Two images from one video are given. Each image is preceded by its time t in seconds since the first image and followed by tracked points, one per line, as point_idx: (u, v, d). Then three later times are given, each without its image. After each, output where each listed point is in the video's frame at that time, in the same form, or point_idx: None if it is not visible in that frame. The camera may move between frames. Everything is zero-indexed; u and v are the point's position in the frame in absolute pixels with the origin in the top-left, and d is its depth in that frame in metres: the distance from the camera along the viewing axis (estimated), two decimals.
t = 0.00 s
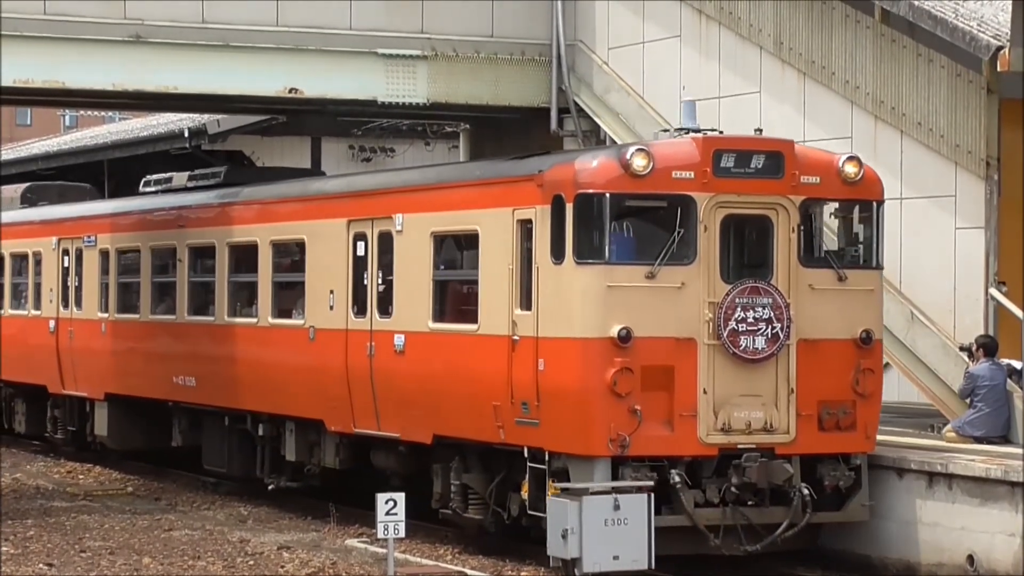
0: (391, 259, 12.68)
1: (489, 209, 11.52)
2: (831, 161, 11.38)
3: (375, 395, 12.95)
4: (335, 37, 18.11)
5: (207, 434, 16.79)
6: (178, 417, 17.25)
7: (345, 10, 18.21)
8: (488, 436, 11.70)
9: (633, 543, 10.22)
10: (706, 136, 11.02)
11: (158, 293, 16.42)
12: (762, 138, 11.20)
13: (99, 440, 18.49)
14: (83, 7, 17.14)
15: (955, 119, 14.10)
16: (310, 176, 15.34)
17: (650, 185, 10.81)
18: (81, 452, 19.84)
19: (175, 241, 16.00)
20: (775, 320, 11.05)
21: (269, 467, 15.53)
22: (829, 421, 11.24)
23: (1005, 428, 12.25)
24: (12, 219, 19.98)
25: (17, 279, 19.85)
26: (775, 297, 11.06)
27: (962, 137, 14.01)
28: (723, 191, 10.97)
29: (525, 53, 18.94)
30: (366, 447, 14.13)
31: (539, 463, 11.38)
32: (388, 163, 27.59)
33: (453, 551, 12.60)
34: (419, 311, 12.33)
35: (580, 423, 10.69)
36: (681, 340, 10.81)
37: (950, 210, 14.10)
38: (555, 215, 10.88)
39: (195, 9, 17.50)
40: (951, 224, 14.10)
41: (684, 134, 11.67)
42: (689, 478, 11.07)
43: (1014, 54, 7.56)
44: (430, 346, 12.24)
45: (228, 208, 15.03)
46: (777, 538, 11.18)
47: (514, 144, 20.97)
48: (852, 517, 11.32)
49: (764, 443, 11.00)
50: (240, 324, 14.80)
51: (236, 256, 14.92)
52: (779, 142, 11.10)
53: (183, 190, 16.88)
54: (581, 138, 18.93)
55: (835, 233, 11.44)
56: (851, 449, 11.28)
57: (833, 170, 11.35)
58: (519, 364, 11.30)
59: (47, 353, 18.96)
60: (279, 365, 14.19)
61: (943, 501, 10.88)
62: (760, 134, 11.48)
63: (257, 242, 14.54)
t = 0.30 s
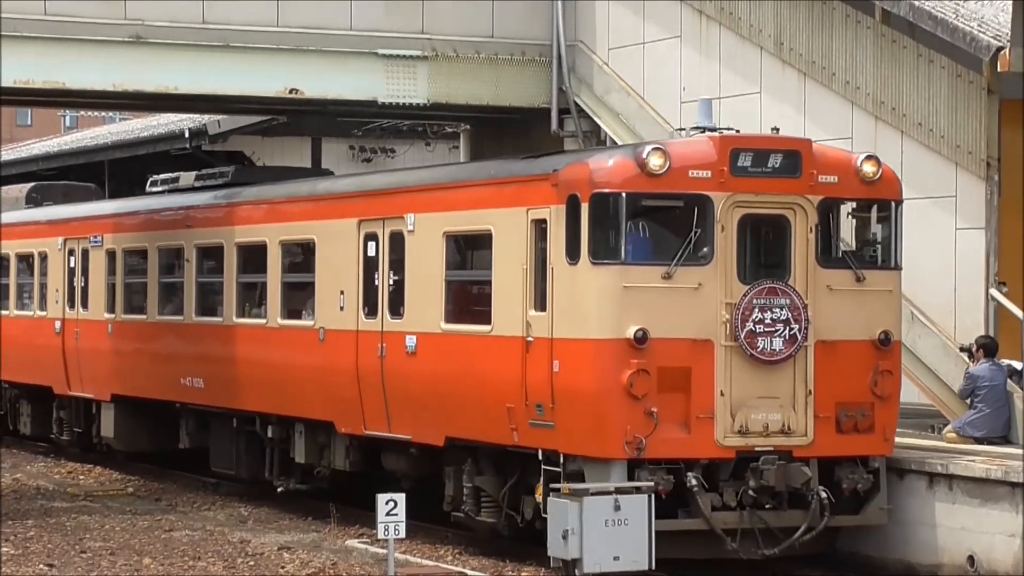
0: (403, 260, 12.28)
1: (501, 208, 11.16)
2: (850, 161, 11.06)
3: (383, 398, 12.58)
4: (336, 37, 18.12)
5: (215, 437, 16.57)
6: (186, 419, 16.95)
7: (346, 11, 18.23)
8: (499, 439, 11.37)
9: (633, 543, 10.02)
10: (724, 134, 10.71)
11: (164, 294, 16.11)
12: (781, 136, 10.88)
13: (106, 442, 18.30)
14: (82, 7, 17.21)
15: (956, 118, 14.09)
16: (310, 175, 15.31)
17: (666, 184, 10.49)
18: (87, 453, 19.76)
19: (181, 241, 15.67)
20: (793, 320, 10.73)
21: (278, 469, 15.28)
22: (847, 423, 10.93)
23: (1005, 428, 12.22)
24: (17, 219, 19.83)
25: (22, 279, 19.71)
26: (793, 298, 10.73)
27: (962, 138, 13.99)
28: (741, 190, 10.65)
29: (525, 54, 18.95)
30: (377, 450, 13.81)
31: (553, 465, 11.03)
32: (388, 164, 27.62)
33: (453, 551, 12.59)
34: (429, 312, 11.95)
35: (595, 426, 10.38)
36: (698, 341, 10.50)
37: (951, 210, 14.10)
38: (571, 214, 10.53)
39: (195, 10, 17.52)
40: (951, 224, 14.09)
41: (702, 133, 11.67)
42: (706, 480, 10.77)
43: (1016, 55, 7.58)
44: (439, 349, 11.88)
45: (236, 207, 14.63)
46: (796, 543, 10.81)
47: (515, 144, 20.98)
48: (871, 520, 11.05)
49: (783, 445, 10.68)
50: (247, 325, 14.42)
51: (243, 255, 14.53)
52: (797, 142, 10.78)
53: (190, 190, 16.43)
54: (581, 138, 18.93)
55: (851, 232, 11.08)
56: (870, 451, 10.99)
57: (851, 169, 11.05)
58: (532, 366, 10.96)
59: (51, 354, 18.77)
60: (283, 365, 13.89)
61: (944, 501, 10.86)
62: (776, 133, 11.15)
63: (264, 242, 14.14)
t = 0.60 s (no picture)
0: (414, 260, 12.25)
1: (516, 207, 11.14)
2: (868, 159, 11.01)
3: (395, 399, 12.56)
4: (337, 37, 18.18)
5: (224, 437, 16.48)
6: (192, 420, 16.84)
7: (346, 11, 18.27)
8: (513, 441, 11.33)
9: (633, 543, 9.97)
10: (741, 133, 10.68)
11: (172, 293, 16.03)
12: (799, 134, 10.84)
13: (111, 442, 18.22)
14: (83, 7, 17.29)
15: (955, 119, 14.09)
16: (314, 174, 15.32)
17: (682, 182, 10.47)
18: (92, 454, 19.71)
19: (189, 240, 15.60)
20: (811, 321, 10.68)
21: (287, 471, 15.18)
22: (865, 424, 10.84)
23: (1005, 428, 12.21)
24: (23, 219, 19.79)
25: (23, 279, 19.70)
26: (811, 297, 10.68)
27: (962, 138, 14.00)
28: (759, 189, 10.62)
29: (525, 53, 18.96)
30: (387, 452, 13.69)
31: (569, 467, 10.98)
32: (388, 164, 27.67)
33: (453, 551, 12.59)
34: (442, 312, 11.92)
35: (611, 428, 10.35)
36: (715, 341, 10.46)
37: (951, 210, 14.10)
38: (586, 214, 10.52)
39: (196, 10, 17.60)
40: (951, 224, 14.10)
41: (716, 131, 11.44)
42: (723, 483, 10.73)
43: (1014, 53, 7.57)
44: (452, 349, 11.86)
45: (244, 206, 14.59)
46: (814, 546, 10.78)
47: (515, 144, 20.98)
48: (889, 523, 10.93)
49: (801, 447, 10.62)
50: (255, 325, 14.40)
51: (252, 254, 14.48)
52: (814, 140, 10.74)
53: (196, 189, 16.37)
54: (581, 138, 18.92)
55: (869, 232, 11.01)
56: (888, 454, 10.89)
57: (869, 167, 11.00)
58: (547, 367, 10.93)
59: (57, 354, 18.69)
60: (293, 365, 13.86)
61: (944, 500, 10.89)
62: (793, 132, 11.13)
63: (273, 241, 14.10)
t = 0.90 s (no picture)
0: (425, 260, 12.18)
1: (529, 206, 11.05)
2: (888, 156, 10.89)
3: (407, 400, 12.46)
4: (337, 37, 18.21)
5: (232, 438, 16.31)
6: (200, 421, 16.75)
7: (346, 11, 18.30)
8: (528, 443, 11.23)
9: (633, 543, 9.85)
10: (760, 131, 10.54)
11: (181, 292, 15.92)
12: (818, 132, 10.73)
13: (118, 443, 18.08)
14: (83, 7, 17.32)
15: (956, 118, 14.08)
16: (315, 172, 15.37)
17: (701, 181, 10.33)
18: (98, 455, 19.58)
19: (197, 240, 15.52)
20: (830, 321, 10.54)
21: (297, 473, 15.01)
22: (886, 426, 10.76)
23: (1005, 428, 12.17)
24: (29, 218, 19.69)
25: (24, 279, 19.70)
26: (831, 298, 10.55)
27: (962, 138, 14.00)
28: (778, 187, 10.49)
29: (525, 53, 18.96)
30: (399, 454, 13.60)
31: (585, 469, 10.86)
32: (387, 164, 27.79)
33: (453, 551, 12.59)
34: (453, 312, 11.84)
35: (628, 430, 10.25)
36: (733, 342, 10.33)
37: (951, 211, 14.10)
38: (603, 212, 10.40)
39: (196, 10, 17.64)
40: (952, 224, 14.10)
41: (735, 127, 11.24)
42: (741, 486, 10.56)
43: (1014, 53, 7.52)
44: (463, 351, 11.77)
45: (253, 206, 14.51)
46: (834, 549, 10.60)
47: (516, 144, 20.99)
48: (910, 526, 10.80)
49: (820, 449, 10.50)
50: (264, 326, 14.28)
51: (261, 254, 14.38)
52: (833, 138, 10.63)
53: (203, 188, 16.20)
54: (581, 137, 18.94)
55: (889, 231, 10.89)
56: (909, 456, 10.78)
57: (889, 166, 10.88)
58: (564, 368, 10.81)
59: (63, 354, 18.59)
60: (302, 366, 13.77)
61: (945, 500, 10.91)
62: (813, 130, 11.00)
63: (282, 241, 14.01)
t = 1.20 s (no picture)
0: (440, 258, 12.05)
1: (546, 206, 10.87)
2: (910, 154, 10.68)
3: (420, 401, 12.31)
4: (337, 37, 18.22)
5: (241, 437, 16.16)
6: (209, 421, 16.60)
7: (347, 10, 18.33)
8: (544, 445, 11.05)
9: (633, 544, 9.61)
10: (779, 130, 10.35)
11: (190, 292, 15.79)
12: (838, 131, 10.53)
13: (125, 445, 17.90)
14: (83, 7, 17.30)
15: (956, 118, 14.07)
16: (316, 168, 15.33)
17: (721, 181, 10.16)
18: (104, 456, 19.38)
19: (206, 239, 15.37)
20: (851, 322, 10.35)
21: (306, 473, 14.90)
22: (907, 429, 10.53)
23: (1006, 428, 12.15)
24: (35, 217, 19.52)
25: (24, 279, 19.74)
26: (851, 299, 10.36)
27: (963, 138, 14.00)
28: (799, 186, 10.29)
29: (525, 53, 19.00)
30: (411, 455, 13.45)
31: (602, 472, 10.66)
32: (387, 165, 27.55)
33: (453, 551, 12.58)
34: (467, 312, 11.70)
35: (645, 432, 10.07)
36: (752, 343, 10.15)
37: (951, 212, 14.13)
38: (621, 212, 10.24)
39: (196, 9, 17.65)
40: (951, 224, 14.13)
41: (753, 127, 10.93)
42: (761, 489, 10.36)
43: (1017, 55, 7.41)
44: (478, 351, 11.63)
45: (263, 205, 14.36)
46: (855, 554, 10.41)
47: (516, 145, 21.00)
48: (931, 531, 10.58)
49: (841, 451, 10.30)
50: (274, 326, 14.18)
51: (273, 253, 14.25)
52: (855, 137, 10.41)
53: (212, 186, 15.96)
54: (581, 138, 18.94)
55: (910, 231, 10.67)
56: (930, 459, 10.57)
57: (911, 164, 10.67)
58: (580, 369, 10.63)
59: (71, 355, 18.42)
60: (315, 368, 13.62)
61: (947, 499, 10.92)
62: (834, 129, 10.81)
63: (292, 240, 13.91)
